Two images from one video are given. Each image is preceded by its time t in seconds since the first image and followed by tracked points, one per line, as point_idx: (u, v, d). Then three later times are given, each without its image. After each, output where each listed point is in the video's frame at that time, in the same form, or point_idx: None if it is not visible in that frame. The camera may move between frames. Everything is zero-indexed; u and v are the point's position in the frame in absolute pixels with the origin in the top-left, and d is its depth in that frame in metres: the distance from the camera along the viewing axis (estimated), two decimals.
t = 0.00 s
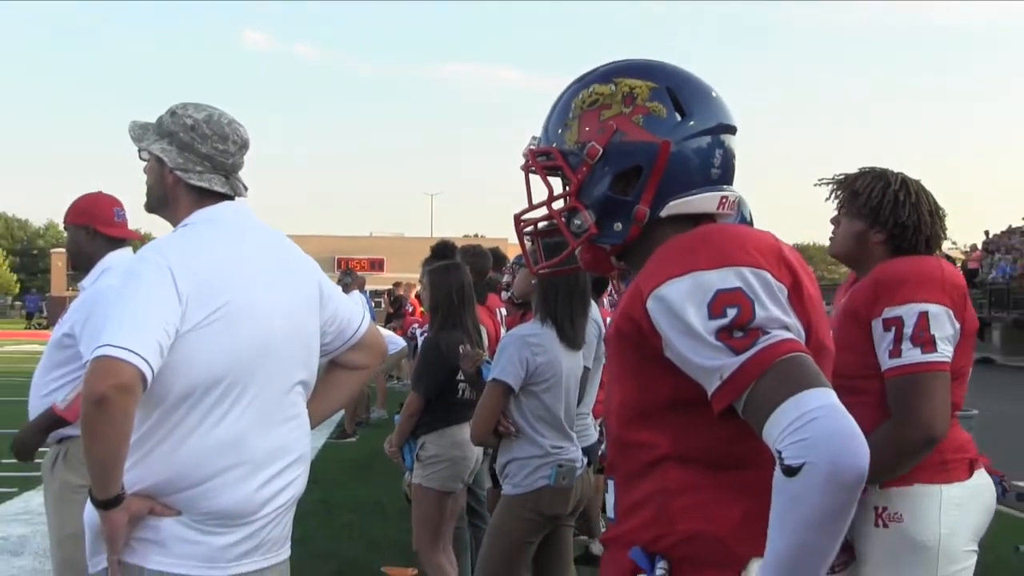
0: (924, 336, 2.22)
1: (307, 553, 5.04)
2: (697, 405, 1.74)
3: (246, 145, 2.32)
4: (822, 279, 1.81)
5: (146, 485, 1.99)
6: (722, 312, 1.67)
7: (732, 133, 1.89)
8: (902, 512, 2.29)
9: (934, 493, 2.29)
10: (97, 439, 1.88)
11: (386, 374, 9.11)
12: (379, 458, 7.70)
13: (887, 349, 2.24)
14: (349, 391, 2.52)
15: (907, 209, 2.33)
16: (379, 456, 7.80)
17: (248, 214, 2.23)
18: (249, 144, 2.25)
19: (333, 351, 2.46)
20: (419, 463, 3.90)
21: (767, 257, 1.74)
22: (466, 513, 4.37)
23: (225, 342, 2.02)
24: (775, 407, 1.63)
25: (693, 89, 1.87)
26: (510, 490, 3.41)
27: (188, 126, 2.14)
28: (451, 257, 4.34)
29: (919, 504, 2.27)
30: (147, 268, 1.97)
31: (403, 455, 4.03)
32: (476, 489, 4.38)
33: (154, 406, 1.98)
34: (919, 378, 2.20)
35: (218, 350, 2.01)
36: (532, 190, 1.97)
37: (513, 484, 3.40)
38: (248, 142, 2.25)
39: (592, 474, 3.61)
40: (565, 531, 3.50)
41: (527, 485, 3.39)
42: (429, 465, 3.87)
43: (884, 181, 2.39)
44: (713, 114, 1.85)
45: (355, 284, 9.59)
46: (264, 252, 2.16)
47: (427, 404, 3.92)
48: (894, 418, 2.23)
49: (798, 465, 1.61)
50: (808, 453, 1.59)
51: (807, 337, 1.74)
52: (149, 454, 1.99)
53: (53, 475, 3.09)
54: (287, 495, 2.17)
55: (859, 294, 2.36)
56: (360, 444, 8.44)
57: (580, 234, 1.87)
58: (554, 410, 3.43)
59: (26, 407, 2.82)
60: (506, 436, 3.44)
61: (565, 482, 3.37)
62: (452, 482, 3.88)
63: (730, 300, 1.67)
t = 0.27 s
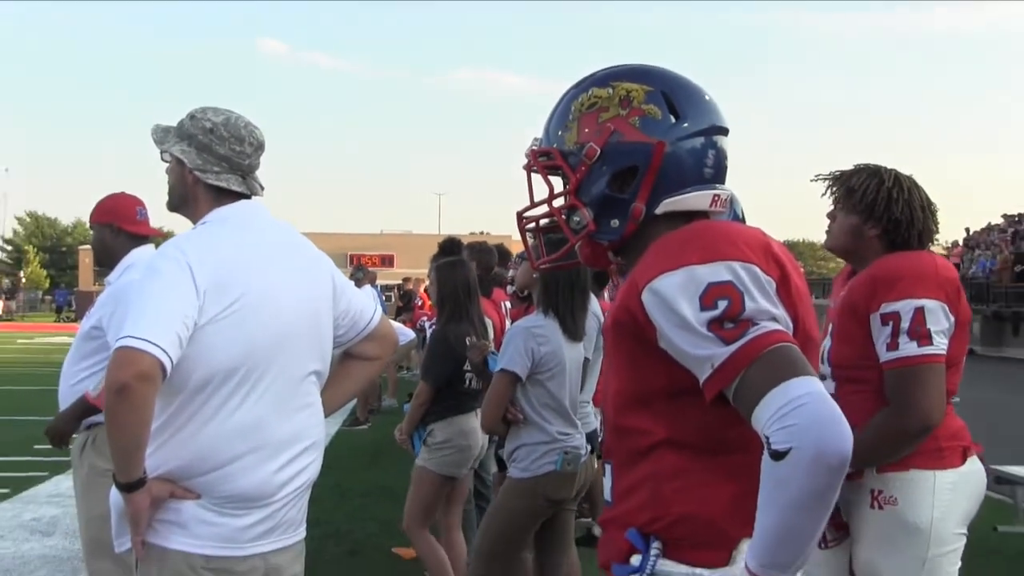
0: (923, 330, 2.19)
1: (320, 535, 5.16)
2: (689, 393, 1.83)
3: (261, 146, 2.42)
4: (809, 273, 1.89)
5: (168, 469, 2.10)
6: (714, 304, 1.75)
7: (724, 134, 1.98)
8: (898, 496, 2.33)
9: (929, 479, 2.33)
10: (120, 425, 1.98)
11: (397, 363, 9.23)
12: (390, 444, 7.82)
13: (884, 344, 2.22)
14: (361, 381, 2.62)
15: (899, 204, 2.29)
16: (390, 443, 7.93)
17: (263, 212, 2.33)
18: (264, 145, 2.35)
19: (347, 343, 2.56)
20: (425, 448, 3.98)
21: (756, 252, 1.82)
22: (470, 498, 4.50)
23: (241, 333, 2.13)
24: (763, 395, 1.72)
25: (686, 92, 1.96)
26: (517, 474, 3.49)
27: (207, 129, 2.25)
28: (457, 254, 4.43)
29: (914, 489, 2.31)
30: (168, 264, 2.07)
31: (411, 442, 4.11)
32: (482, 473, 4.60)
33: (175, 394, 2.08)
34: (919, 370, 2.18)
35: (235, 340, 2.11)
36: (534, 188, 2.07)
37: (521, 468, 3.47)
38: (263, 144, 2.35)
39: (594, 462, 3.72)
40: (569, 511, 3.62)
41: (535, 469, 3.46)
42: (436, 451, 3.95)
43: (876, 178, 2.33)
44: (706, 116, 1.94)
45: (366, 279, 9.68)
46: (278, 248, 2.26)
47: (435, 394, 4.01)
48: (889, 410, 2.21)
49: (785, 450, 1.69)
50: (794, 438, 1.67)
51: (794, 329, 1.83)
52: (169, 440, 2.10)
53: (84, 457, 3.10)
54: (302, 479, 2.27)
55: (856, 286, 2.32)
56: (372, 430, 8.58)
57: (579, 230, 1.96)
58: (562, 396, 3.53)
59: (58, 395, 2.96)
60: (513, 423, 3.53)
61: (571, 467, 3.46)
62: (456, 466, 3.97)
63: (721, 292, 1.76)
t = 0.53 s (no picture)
0: (915, 330, 2.13)
1: (333, 520, 5.28)
2: (681, 384, 1.92)
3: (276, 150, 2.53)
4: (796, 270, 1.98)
5: (187, 458, 2.21)
6: (705, 300, 1.84)
7: (717, 138, 2.07)
8: (882, 482, 2.27)
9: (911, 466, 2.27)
10: (141, 415, 2.08)
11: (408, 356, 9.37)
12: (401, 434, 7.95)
13: (875, 342, 2.16)
14: (373, 375, 2.73)
15: (891, 204, 2.30)
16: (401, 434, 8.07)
17: (279, 213, 2.43)
18: (279, 150, 2.45)
19: (359, 339, 2.67)
20: (432, 436, 4.07)
21: (746, 250, 1.91)
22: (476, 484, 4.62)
23: (256, 328, 2.23)
24: (751, 386, 1.81)
25: (681, 98, 2.05)
26: (514, 462, 3.58)
27: (225, 135, 2.36)
28: (464, 253, 4.52)
29: (897, 475, 2.25)
30: (188, 263, 2.18)
31: (419, 432, 4.21)
32: (489, 463, 4.63)
33: (194, 386, 2.19)
34: (909, 370, 2.12)
35: (250, 336, 2.22)
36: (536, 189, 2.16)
37: (517, 455, 3.58)
38: (278, 148, 2.46)
39: (592, 451, 3.78)
40: (567, 497, 3.70)
41: (528, 456, 3.56)
42: (442, 439, 4.04)
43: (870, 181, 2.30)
44: (699, 121, 2.03)
45: (377, 278, 9.79)
46: (292, 248, 2.37)
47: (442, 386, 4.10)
48: (876, 409, 2.15)
49: (770, 439, 1.78)
50: (779, 428, 1.76)
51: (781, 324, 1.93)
52: (189, 431, 2.21)
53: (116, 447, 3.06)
54: (315, 468, 2.38)
55: (850, 285, 2.26)
56: (383, 422, 8.73)
57: (579, 230, 2.05)
58: (556, 390, 3.62)
59: (87, 388, 3.07)
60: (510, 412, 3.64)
61: (562, 456, 3.53)
62: (461, 454, 4.06)
63: (712, 288, 1.85)
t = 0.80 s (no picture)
0: (899, 333, 2.21)
1: (342, 513, 5.41)
2: (671, 383, 2.03)
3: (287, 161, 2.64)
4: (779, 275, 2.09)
5: (201, 454, 2.32)
6: (692, 303, 1.95)
7: (705, 149, 2.17)
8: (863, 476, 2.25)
9: (887, 461, 2.24)
10: (159, 414, 2.19)
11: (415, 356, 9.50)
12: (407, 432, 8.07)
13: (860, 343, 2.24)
14: (381, 376, 2.83)
15: (876, 210, 2.36)
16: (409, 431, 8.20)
17: (290, 221, 2.55)
18: (290, 161, 2.57)
19: (367, 340, 2.78)
20: (434, 432, 4.17)
21: (732, 257, 2.02)
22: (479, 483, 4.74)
23: (267, 331, 2.34)
24: (735, 385, 1.91)
25: (671, 112, 2.15)
26: (507, 456, 3.68)
27: (238, 147, 2.47)
28: (468, 258, 4.62)
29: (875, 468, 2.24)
30: (202, 270, 2.29)
31: (422, 429, 4.32)
32: (489, 458, 4.78)
33: (208, 386, 2.30)
34: (893, 371, 2.20)
35: (261, 338, 2.33)
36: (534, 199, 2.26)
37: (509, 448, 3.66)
38: (289, 160, 2.57)
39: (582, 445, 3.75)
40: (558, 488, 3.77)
41: (520, 448, 3.64)
42: (444, 436, 4.14)
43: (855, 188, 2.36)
44: (689, 133, 2.13)
45: (385, 283, 9.90)
46: (301, 255, 2.48)
47: (443, 384, 4.19)
48: (859, 407, 2.23)
49: (753, 436, 1.88)
50: (762, 425, 1.86)
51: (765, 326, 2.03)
52: (204, 429, 2.32)
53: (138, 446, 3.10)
54: (324, 464, 2.48)
55: (836, 287, 2.34)
56: (391, 420, 8.86)
57: (574, 237, 2.15)
58: (540, 389, 3.67)
59: (110, 388, 3.11)
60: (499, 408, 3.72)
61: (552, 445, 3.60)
62: (462, 450, 4.15)
63: (699, 293, 1.95)
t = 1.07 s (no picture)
0: (875, 328, 2.33)
1: (350, 499, 5.56)
2: (659, 375, 2.15)
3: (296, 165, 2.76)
4: (763, 274, 2.22)
5: (215, 443, 2.44)
6: (679, 299, 2.06)
7: (694, 154, 2.28)
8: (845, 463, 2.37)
9: (866, 448, 2.36)
10: (175, 401, 2.31)
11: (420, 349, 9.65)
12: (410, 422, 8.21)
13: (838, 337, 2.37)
14: (386, 369, 2.96)
15: (855, 212, 2.45)
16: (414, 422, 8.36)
17: (299, 222, 2.67)
18: (299, 165, 2.68)
19: (374, 335, 2.91)
20: (434, 422, 4.25)
21: (717, 256, 2.13)
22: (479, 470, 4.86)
23: (276, 326, 2.46)
24: (719, 377, 2.02)
25: (662, 118, 2.26)
26: (505, 442, 3.68)
27: (250, 152, 2.59)
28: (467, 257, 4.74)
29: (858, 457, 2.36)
30: (215, 269, 2.41)
31: (423, 420, 4.40)
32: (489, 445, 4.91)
33: (221, 378, 2.42)
34: (868, 362, 2.32)
35: (271, 333, 2.45)
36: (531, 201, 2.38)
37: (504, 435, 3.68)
38: (298, 164, 2.69)
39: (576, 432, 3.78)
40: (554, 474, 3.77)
41: (515, 434, 3.66)
42: (443, 426, 4.21)
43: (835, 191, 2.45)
44: (678, 139, 2.24)
45: (390, 280, 10.04)
46: (309, 253, 2.59)
47: (443, 377, 4.28)
48: (837, 396, 2.34)
49: (736, 425, 2.00)
50: (743, 416, 1.97)
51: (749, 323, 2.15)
52: (217, 419, 2.44)
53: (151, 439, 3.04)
54: (331, 453, 2.60)
55: (819, 285, 2.47)
56: (396, 411, 9.03)
57: (569, 238, 2.27)
58: (533, 381, 3.71)
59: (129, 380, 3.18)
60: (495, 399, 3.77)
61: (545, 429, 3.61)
62: (460, 439, 4.23)
63: (685, 289, 2.06)
